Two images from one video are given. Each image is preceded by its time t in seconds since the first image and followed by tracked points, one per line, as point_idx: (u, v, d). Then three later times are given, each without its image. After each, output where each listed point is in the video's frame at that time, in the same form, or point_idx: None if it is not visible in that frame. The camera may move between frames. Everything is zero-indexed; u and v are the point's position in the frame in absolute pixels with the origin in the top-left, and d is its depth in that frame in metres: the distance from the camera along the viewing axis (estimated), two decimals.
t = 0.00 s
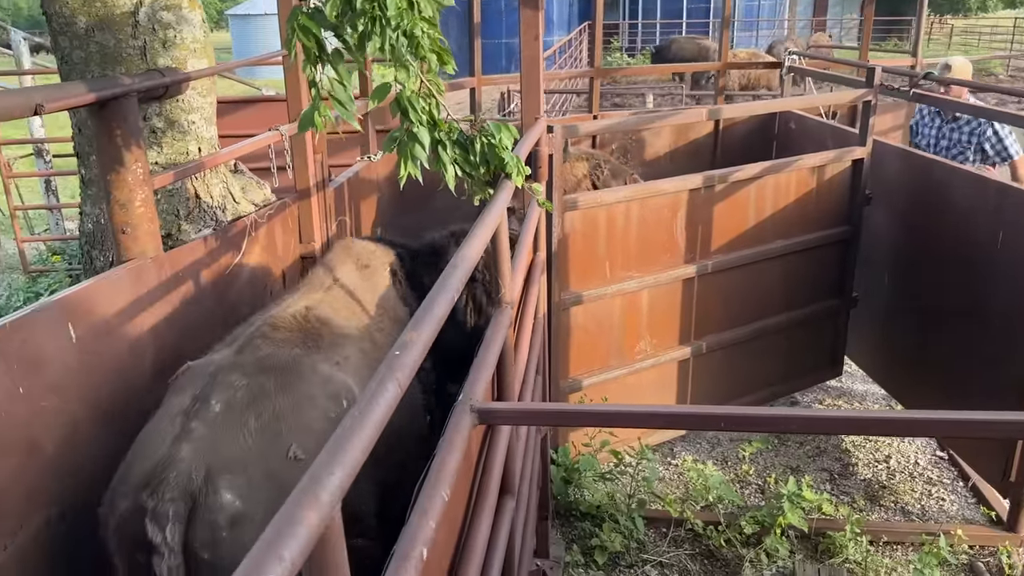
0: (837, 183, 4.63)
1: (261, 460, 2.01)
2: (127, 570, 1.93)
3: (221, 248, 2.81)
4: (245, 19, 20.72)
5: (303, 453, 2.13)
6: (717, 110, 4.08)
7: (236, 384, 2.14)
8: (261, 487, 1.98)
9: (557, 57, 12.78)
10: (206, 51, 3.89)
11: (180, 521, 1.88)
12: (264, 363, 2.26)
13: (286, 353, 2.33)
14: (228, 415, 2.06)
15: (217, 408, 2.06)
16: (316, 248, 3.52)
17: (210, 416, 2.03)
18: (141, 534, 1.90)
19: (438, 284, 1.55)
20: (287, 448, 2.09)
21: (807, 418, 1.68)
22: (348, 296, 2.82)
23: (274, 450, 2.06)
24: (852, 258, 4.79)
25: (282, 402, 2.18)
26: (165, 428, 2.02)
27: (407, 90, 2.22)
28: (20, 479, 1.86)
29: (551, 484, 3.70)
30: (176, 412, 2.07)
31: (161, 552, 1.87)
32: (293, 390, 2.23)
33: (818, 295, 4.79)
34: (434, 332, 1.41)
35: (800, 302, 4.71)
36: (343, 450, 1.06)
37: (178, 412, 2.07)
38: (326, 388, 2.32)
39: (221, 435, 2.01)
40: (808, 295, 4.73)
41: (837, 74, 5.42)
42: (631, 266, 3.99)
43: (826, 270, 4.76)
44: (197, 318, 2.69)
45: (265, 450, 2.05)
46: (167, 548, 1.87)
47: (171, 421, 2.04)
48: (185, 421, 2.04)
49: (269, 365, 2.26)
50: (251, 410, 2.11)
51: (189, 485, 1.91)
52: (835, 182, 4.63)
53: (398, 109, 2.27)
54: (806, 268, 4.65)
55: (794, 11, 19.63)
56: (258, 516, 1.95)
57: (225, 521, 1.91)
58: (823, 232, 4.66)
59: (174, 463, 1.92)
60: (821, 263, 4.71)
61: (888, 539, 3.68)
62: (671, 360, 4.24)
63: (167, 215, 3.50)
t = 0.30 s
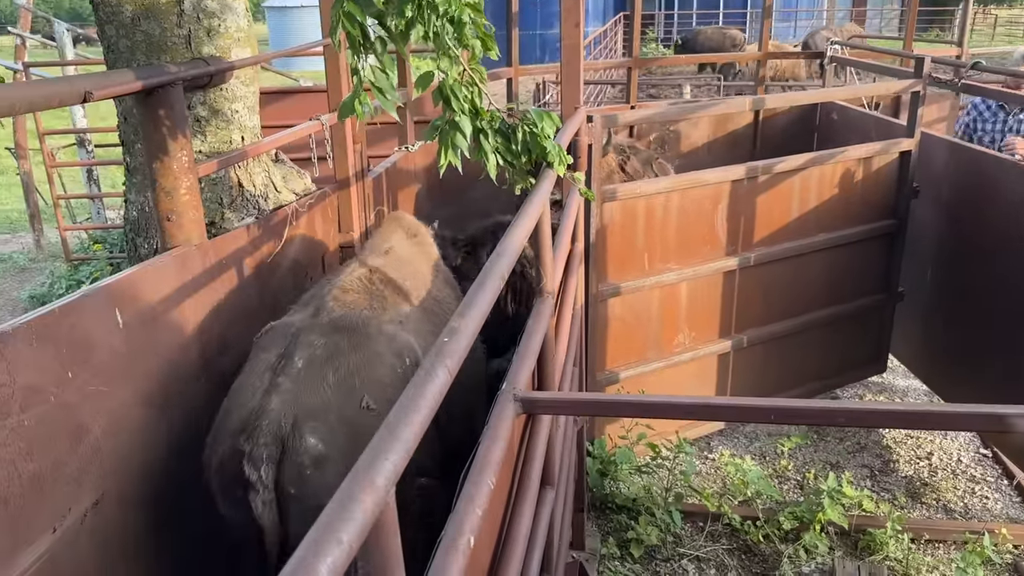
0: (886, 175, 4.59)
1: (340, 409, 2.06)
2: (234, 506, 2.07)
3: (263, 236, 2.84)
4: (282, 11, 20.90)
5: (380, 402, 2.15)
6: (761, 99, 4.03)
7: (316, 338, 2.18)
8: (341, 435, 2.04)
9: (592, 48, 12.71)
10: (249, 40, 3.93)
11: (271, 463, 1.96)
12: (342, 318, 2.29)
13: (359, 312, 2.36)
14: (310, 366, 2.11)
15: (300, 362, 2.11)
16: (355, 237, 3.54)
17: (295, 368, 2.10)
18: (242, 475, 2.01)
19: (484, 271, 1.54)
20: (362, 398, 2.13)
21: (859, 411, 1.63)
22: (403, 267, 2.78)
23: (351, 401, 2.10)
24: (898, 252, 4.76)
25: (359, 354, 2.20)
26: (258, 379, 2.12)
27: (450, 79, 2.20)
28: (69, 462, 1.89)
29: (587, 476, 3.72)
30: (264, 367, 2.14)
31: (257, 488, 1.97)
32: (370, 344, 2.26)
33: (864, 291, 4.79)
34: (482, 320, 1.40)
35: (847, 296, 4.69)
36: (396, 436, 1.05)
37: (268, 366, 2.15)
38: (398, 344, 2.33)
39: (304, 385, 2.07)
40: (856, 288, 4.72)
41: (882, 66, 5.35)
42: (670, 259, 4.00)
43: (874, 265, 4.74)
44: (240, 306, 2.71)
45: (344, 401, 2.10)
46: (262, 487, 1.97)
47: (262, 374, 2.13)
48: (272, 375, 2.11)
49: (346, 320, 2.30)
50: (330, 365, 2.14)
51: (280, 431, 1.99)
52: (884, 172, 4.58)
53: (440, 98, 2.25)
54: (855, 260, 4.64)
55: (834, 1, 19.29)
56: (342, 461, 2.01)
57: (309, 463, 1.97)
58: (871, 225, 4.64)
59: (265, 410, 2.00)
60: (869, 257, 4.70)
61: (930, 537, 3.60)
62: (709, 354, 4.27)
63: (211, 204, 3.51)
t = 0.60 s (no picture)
0: (915, 175, 4.55)
1: (392, 374, 2.35)
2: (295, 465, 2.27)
3: (289, 236, 2.86)
4: (306, 10, 21.03)
5: (424, 369, 2.45)
6: (790, 99, 4.01)
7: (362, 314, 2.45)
8: (394, 398, 2.32)
9: (616, 45, 12.67)
10: (278, 41, 3.95)
11: (338, 419, 2.21)
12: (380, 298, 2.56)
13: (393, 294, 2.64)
14: (361, 337, 2.37)
15: (351, 334, 2.35)
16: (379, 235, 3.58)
17: (348, 338, 2.34)
18: (306, 433, 2.23)
19: (511, 273, 1.54)
20: (408, 365, 2.42)
21: (889, 416, 1.62)
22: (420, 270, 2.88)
23: (401, 367, 2.40)
24: (928, 253, 4.72)
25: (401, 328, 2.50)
26: (310, 350, 2.35)
27: (477, 80, 2.21)
28: (101, 459, 1.92)
29: (611, 476, 3.72)
30: (316, 338, 2.38)
31: (324, 443, 2.20)
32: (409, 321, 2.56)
33: (892, 293, 4.75)
34: (509, 322, 1.41)
35: (874, 296, 4.66)
36: (425, 440, 1.05)
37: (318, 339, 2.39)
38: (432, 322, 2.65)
39: (358, 353, 2.33)
40: (884, 288, 4.69)
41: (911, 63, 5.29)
42: (695, 258, 3.99)
43: (903, 267, 4.70)
44: (267, 304, 2.74)
45: (394, 367, 2.38)
46: (329, 442, 2.20)
47: (313, 346, 2.37)
48: (325, 345, 2.35)
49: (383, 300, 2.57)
50: (377, 337, 2.41)
51: (343, 392, 2.25)
52: (916, 171, 4.55)
53: (467, 99, 2.26)
54: (884, 261, 4.62)
55: None
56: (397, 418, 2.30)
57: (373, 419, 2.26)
58: (900, 226, 4.61)
59: (328, 374, 2.25)
60: (898, 259, 4.67)
61: (957, 540, 3.56)
62: (735, 355, 4.27)
63: (239, 203, 3.54)
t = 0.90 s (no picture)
0: (932, 183, 4.55)
1: (435, 371, 2.52)
2: (348, 457, 2.40)
3: (306, 245, 2.89)
4: (319, 13, 21.14)
5: (461, 364, 2.63)
6: (805, 106, 4.02)
7: (405, 312, 2.62)
8: (438, 392, 2.50)
9: (629, 49, 12.67)
10: (296, 54, 3.96)
11: (388, 415, 2.37)
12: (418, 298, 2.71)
13: (432, 291, 2.79)
14: (404, 335, 2.54)
15: (393, 333, 2.51)
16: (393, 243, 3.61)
17: (393, 336, 2.51)
18: (357, 427, 2.39)
19: (528, 290, 1.55)
20: (448, 360, 2.59)
21: (906, 435, 1.62)
22: (446, 277, 2.92)
23: (441, 362, 2.57)
24: (947, 262, 4.71)
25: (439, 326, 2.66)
26: (356, 348, 2.52)
27: (495, 93, 2.23)
28: (121, 469, 1.94)
29: (624, 484, 3.73)
30: (360, 337, 2.54)
31: (375, 437, 2.36)
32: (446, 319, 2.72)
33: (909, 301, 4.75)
34: (528, 341, 1.41)
35: (891, 305, 4.66)
36: (447, 462, 1.06)
37: (362, 338, 2.55)
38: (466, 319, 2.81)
39: (402, 352, 2.50)
40: (902, 297, 4.69)
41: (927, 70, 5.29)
42: (710, 268, 4.04)
43: (921, 276, 4.70)
44: (284, 314, 2.76)
45: (435, 364, 2.56)
46: (380, 436, 2.36)
47: (358, 343, 2.53)
48: (369, 344, 2.51)
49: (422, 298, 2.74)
50: (417, 335, 2.58)
51: (391, 388, 2.41)
52: (935, 179, 4.55)
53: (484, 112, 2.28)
54: (902, 270, 4.62)
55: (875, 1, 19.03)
56: (440, 412, 2.47)
57: (419, 414, 2.43)
58: (918, 234, 4.60)
59: (377, 372, 2.42)
60: (915, 268, 4.66)
61: (972, 551, 3.54)
62: (750, 363, 4.30)
63: (257, 214, 3.60)
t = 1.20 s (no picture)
0: (934, 193, 4.59)
1: (418, 389, 2.68)
2: (330, 470, 2.61)
3: (312, 255, 2.91)
4: (321, 22, 21.24)
5: (451, 382, 2.78)
6: (809, 117, 4.05)
7: (399, 329, 2.80)
8: (419, 411, 2.66)
9: (629, 58, 12.75)
10: (301, 65, 3.99)
11: (363, 431, 2.58)
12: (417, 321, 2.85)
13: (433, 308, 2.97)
14: (394, 353, 2.72)
15: (384, 350, 2.71)
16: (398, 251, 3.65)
17: (382, 355, 2.70)
18: (335, 443, 2.59)
19: (535, 302, 1.58)
20: (436, 379, 2.74)
21: (907, 444, 1.64)
22: (456, 296, 3.09)
23: (429, 381, 2.72)
24: (950, 271, 4.75)
25: (433, 344, 2.81)
26: (351, 363, 2.72)
27: (498, 105, 2.27)
28: (130, 478, 1.96)
29: (626, 492, 3.76)
30: (355, 352, 2.75)
31: (349, 453, 2.57)
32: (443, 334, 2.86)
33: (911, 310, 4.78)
34: (534, 352, 1.44)
35: (894, 314, 4.69)
36: (458, 473, 1.08)
37: (357, 353, 2.76)
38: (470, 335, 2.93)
39: (390, 369, 2.68)
40: (906, 305, 4.72)
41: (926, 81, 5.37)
42: (712, 276, 4.08)
43: (923, 284, 4.73)
44: (290, 324, 2.78)
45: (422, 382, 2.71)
46: (353, 453, 2.57)
47: (354, 358, 2.74)
48: (362, 359, 2.72)
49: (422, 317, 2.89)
50: (410, 352, 2.75)
51: (370, 407, 2.60)
52: (937, 188, 4.59)
53: (489, 124, 2.33)
54: (905, 278, 4.65)
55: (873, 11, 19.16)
56: (419, 431, 2.64)
57: (396, 432, 2.60)
58: (921, 243, 4.64)
59: (359, 391, 2.61)
60: (917, 278, 4.70)
61: (973, 558, 3.55)
62: (753, 372, 4.33)
63: (262, 223, 3.60)
